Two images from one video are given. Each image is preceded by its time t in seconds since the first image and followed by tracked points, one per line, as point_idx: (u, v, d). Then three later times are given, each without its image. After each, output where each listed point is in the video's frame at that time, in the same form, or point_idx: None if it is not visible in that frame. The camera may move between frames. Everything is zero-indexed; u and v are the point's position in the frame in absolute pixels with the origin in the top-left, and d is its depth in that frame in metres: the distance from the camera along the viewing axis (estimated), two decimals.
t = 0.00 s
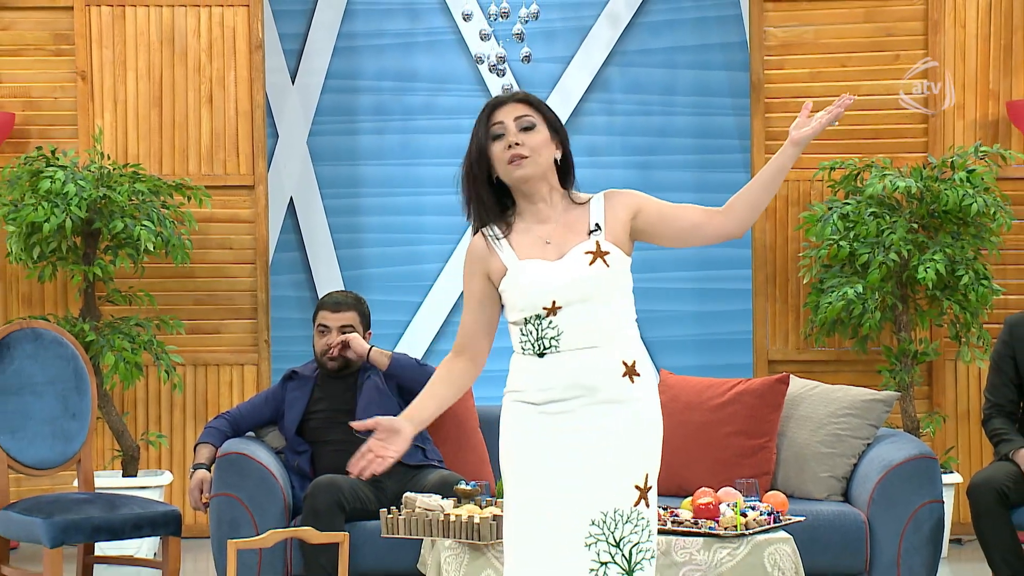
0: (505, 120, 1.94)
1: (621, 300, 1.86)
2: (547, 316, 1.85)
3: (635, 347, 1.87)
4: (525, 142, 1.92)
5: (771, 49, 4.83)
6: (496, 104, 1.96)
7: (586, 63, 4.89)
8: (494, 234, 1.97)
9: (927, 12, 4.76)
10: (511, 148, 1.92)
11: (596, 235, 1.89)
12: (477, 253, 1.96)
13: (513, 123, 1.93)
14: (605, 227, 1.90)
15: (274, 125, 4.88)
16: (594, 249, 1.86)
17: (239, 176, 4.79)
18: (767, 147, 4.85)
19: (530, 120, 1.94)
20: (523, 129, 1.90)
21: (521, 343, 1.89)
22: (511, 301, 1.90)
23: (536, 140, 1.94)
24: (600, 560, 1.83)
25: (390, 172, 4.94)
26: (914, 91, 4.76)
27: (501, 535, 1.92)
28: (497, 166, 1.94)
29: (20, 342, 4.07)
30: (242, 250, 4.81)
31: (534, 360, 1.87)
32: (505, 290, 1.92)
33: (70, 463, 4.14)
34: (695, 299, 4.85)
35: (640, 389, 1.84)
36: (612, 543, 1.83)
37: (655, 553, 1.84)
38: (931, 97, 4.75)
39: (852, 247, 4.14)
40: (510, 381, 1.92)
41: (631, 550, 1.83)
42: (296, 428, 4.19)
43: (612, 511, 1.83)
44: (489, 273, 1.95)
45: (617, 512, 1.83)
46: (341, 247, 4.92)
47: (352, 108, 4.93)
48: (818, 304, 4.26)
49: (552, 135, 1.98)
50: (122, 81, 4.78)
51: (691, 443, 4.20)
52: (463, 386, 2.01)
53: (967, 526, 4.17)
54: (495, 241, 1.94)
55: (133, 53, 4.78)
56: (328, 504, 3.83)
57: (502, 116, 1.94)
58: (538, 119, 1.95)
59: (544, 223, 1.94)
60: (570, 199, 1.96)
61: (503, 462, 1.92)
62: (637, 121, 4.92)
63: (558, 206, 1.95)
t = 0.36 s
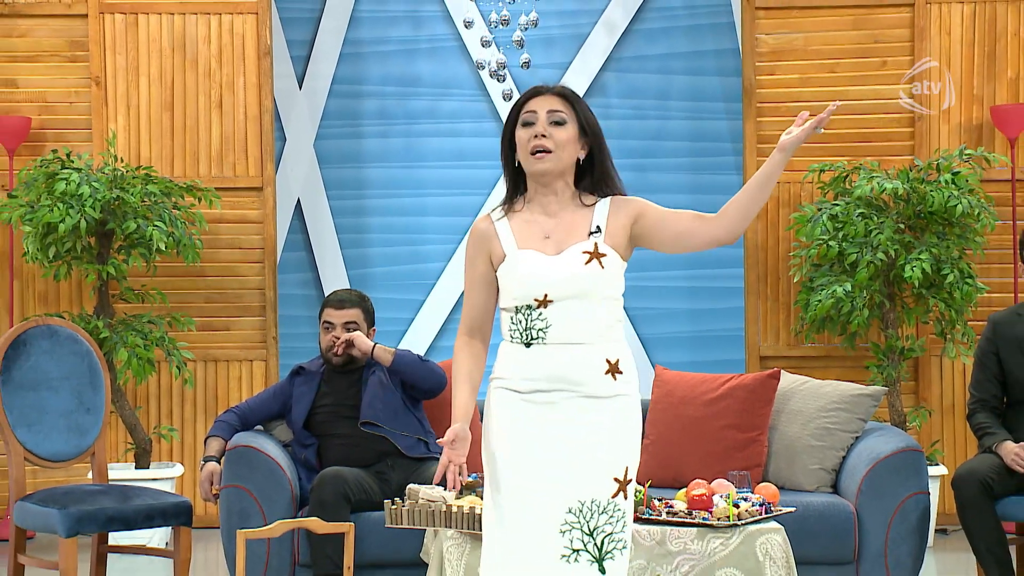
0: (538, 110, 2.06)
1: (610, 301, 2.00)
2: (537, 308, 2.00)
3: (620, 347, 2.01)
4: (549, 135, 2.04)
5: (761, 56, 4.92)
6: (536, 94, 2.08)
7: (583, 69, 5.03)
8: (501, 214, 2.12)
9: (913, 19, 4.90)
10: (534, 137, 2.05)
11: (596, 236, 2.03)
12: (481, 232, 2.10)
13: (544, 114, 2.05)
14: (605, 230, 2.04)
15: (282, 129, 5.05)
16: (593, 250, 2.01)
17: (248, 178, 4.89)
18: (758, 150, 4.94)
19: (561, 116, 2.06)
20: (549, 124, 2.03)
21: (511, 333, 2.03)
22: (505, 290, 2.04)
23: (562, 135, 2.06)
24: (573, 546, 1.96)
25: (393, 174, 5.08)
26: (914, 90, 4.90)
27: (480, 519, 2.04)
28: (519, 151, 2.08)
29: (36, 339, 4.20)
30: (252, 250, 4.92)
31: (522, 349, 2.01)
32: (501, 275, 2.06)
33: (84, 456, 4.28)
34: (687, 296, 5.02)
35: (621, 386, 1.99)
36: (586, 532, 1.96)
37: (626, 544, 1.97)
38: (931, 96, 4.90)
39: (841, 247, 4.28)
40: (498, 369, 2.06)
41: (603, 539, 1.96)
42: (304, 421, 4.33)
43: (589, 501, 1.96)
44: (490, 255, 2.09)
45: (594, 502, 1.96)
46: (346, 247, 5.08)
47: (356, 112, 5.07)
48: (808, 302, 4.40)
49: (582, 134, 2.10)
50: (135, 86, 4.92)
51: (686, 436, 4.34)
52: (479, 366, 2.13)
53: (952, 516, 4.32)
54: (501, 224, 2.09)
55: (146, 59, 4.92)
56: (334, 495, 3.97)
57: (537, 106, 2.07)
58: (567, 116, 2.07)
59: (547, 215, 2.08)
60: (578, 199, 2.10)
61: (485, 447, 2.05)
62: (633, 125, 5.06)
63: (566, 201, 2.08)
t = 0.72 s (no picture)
0: (516, 113, 2.16)
1: (571, 297, 2.14)
2: (504, 301, 2.12)
3: (579, 341, 2.15)
4: (527, 138, 2.14)
5: (754, 59, 5.11)
6: (513, 97, 2.17)
7: (581, 72, 5.17)
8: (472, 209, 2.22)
9: (900, 22, 5.05)
10: (512, 138, 2.15)
11: (563, 235, 2.17)
12: (452, 222, 2.20)
13: (522, 117, 2.15)
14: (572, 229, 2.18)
15: (290, 129, 5.18)
16: (560, 249, 2.14)
17: (257, 177, 5.08)
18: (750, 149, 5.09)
19: (538, 119, 2.16)
20: (528, 127, 2.13)
21: (475, 326, 2.15)
22: (472, 283, 2.15)
23: (538, 137, 2.16)
24: (544, 536, 2.10)
25: (397, 173, 5.23)
26: (914, 90, 5.04)
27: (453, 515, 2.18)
28: (497, 150, 2.17)
29: (51, 333, 4.35)
30: (260, 246, 5.10)
31: (485, 342, 2.14)
32: (468, 267, 2.16)
33: (98, 446, 4.43)
34: (679, 293, 5.17)
35: (582, 379, 2.13)
36: (556, 521, 2.11)
37: (595, 530, 2.12)
38: (932, 96, 5.04)
39: (830, 244, 4.43)
40: (462, 362, 2.18)
41: (573, 527, 2.11)
42: (310, 413, 4.48)
43: (557, 492, 2.11)
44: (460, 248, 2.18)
45: (562, 493, 2.11)
46: (352, 244, 5.22)
47: (361, 114, 5.22)
48: (799, 297, 4.54)
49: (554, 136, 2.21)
50: (147, 88, 5.07)
51: (680, 426, 4.49)
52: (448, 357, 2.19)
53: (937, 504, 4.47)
54: (473, 218, 2.19)
55: (157, 61, 5.07)
56: (340, 483, 4.12)
57: (515, 109, 2.16)
58: (543, 120, 2.17)
59: (520, 213, 2.19)
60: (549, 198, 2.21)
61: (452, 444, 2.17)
62: (629, 126, 5.21)
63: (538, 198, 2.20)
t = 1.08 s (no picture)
0: (492, 111, 2.19)
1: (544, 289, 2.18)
2: (479, 294, 2.15)
3: (553, 332, 2.19)
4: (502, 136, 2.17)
5: (745, 59, 5.27)
6: (489, 95, 2.20)
7: (578, 72, 5.33)
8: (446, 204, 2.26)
9: (887, 24, 5.21)
10: (488, 135, 2.17)
11: (535, 229, 2.19)
12: (428, 213, 2.24)
13: (497, 115, 2.18)
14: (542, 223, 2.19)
15: (297, 127, 5.33)
16: (532, 242, 2.18)
17: (265, 174, 5.25)
18: (742, 148, 5.28)
19: (513, 118, 2.19)
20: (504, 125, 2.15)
21: (451, 318, 2.18)
22: (447, 275, 2.19)
23: (513, 135, 2.19)
24: (525, 523, 2.15)
25: (401, 170, 5.38)
26: (914, 90, 5.20)
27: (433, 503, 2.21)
28: (472, 147, 2.20)
29: (67, 324, 4.50)
30: (268, 241, 5.27)
31: (461, 334, 2.16)
32: (445, 258, 2.21)
33: (111, 434, 4.58)
34: (674, 285, 5.34)
35: (557, 369, 2.17)
36: (535, 508, 2.15)
37: (574, 516, 2.17)
38: (933, 96, 5.19)
39: (819, 238, 4.58)
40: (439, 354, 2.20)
41: (552, 513, 2.16)
42: (317, 402, 4.63)
43: (536, 479, 2.15)
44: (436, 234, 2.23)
45: (541, 480, 2.15)
46: (357, 239, 5.36)
47: (366, 113, 5.37)
48: (789, 289, 4.70)
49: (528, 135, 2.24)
50: (160, 88, 5.23)
51: (675, 415, 4.64)
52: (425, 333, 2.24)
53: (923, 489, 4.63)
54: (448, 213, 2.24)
55: (170, 62, 5.23)
56: (346, 470, 4.27)
57: (491, 107, 2.19)
58: (518, 119, 2.20)
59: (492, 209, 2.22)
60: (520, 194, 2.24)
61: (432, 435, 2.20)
62: (626, 124, 5.36)
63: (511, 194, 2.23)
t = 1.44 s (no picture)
0: (455, 116, 2.34)
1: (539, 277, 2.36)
2: (473, 292, 2.34)
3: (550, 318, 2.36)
4: (471, 138, 2.34)
5: (737, 60, 5.39)
6: (449, 101, 2.35)
7: (576, 72, 5.48)
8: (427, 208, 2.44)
9: (875, 25, 5.35)
10: (458, 141, 2.34)
11: (516, 219, 2.36)
12: (413, 220, 2.41)
13: (462, 119, 2.34)
14: (523, 213, 2.36)
15: (304, 126, 5.50)
16: (515, 235, 2.34)
17: (273, 170, 5.38)
18: (734, 146, 5.40)
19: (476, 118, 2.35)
20: (472, 128, 2.32)
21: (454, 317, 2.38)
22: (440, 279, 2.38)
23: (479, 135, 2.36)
24: (530, 504, 2.31)
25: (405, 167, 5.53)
26: (915, 90, 5.34)
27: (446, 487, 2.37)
28: (443, 154, 2.36)
29: (81, 316, 4.65)
30: (277, 235, 5.40)
31: (463, 329, 2.36)
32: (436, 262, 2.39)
33: (125, 422, 4.74)
34: (670, 278, 5.51)
35: (557, 352, 2.34)
36: (540, 489, 2.31)
37: (577, 495, 2.34)
38: (932, 96, 5.34)
39: (810, 232, 4.73)
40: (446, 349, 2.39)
41: (556, 493, 2.32)
42: (323, 390, 4.79)
43: (540, 461, 2.31)
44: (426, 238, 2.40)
45: (544, 461, 2.31)
46: (362, 233, 5.53)
47: (370, 111, 5.53)
48: (780, 282, 4.85)
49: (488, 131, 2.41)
50: (170, 87, 5.38)
51: (669, 403, 4.80)
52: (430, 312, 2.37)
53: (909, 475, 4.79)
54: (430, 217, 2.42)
55: (180, 62, 5.38)
56: (351, 456, 4.42)
57: (453, 112, 2.34)
58: (479, 119, 2.37)
59: (474, 207, 2.40)
60: (497, 183, 2.42)
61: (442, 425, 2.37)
62: (622, 122, 5.52)
63: (486, 190, 2.41)
